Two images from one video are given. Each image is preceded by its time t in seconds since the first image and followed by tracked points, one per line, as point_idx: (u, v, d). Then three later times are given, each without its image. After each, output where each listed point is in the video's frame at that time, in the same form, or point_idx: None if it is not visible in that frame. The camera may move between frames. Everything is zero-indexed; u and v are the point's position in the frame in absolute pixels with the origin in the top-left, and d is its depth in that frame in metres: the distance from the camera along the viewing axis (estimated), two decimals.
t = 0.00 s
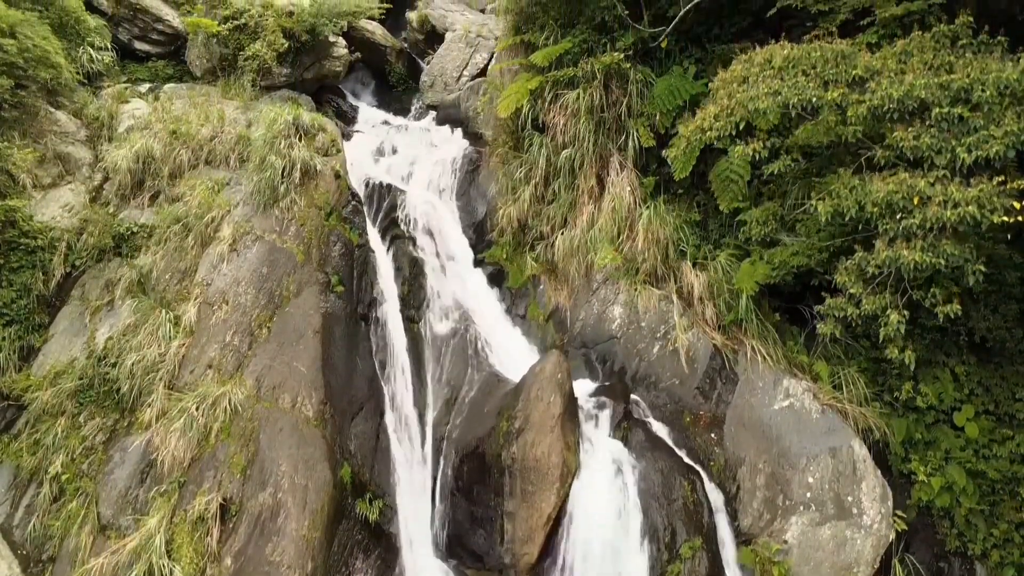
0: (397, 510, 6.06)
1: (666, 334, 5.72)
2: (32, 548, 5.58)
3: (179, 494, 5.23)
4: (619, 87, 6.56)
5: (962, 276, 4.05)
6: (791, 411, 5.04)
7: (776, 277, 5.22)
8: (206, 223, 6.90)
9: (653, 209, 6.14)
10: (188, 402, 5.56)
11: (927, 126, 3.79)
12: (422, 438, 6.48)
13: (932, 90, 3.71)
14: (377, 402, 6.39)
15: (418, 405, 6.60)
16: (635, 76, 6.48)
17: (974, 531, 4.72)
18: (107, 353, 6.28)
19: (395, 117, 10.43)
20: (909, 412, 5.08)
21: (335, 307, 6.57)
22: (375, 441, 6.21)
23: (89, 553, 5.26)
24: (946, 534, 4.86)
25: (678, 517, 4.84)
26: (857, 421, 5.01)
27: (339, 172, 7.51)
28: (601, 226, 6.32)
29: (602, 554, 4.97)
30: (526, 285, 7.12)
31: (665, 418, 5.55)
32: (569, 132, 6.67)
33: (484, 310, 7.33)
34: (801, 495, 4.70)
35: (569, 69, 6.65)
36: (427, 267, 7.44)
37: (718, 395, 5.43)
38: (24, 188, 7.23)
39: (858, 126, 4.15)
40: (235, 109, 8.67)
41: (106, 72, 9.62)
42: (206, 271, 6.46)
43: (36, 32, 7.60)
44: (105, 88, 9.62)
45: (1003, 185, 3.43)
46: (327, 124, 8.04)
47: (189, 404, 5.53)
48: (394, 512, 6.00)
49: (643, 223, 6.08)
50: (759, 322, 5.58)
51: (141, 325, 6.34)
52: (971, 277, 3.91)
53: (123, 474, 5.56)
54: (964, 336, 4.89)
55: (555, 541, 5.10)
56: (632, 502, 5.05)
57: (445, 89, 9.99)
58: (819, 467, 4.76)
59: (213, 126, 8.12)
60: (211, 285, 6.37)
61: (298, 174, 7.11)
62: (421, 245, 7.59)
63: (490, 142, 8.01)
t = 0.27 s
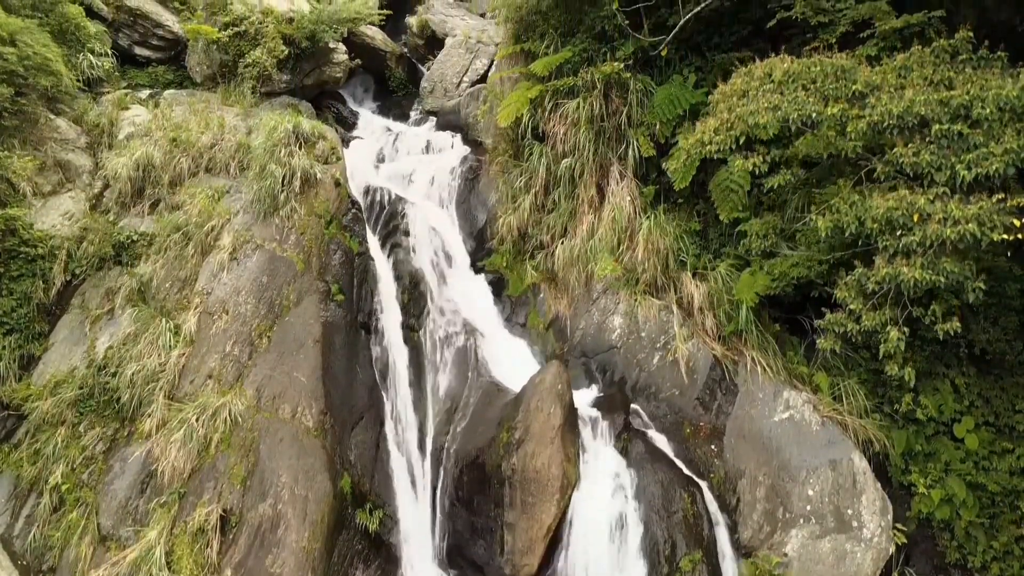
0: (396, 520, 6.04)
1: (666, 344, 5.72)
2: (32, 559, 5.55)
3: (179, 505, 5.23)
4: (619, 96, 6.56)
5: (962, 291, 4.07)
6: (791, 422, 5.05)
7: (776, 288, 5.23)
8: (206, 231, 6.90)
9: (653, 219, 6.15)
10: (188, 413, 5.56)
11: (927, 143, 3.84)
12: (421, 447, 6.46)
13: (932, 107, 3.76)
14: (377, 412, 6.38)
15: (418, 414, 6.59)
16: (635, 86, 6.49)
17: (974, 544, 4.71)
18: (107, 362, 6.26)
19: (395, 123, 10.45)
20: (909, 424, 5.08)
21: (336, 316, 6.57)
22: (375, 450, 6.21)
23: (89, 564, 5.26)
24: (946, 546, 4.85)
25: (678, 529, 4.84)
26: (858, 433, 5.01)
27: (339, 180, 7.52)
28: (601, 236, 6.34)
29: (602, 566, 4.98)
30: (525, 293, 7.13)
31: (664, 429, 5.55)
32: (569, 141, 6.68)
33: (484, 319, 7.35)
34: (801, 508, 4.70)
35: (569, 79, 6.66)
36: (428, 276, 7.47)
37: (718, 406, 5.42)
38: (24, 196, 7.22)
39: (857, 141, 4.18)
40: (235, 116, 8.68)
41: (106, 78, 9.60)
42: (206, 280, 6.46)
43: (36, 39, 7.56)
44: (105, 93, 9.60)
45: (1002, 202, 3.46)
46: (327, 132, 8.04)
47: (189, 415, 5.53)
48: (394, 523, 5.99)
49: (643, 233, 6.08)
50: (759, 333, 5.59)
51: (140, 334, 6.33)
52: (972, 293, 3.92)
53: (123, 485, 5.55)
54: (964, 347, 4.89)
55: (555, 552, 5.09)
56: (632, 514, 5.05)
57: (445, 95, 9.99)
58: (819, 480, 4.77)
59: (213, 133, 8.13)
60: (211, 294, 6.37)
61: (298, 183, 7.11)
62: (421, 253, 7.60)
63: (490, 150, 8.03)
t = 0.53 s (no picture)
0: (396, 533, 6.04)
1: (666, 357, 5.73)
2: (31, 572, 5.53)
3: (179, 519, 5.23)
4: (619, 107, 6.58)
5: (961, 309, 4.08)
6: (790, 438, 5.06)
7: (778, 303, 5.18)
8: (206, 242, 6.90)
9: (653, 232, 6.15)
10: (189, 426, 5.57)
11: (927, 164, 3.87)
12: (421, 459, 6.47)
13: (932, 127, 3.79)
14: (377, 423, 6.41)
15: (418, 426, 6.62)
16: (635, 97, 6.50)
17: (974, 559, 4.67)
18: (107, 373, 6.24)
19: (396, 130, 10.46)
20: (909, 438, 5.08)
21: (336, 327, 6.59)
22: (375, 462, 6.23)
23: None
24: (945, 562, 4.80)
25: (678, 545, 4.84)
26: (858, 449, 5.01)
27: (339, 191, 7.53)
28: (601, 248, 6.35)
29: None
30: (525, 303, 7.15)
31: (665, 443, 5.56)
32: (569, 153, 6.69)
33: (483, 330, 7.38)
34: (801, 524, 4.70)
35: (569, 91, 6.67)
36: (427, 286, 7.50)
37: (718, 420, 5.42)
38: (24, 206, 7.21)
39: (857, 163, 4.22)
40: (235, 125, 8.70)
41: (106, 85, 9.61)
42: (206, 291, 6.46)
43: (35, 49, 7.54)
44: (105, 101, 9.59)
45: (1001, 225, 3.50)
46: (327, 142, 8.06)
47: (190, 428, 5.54)
48: (394, 535, 5.99)
49: (643, 248, 6.08)
50: (758, 348, 5.60)
51: (140, 346, 6.30)
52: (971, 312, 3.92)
53: (122, 498, 5.53)
54: (963, 362, 4.90)
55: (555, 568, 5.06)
56: (632, 529, 5.05)
57: (445, 103, 9.99)
58: (818, 496, 4.78)
59: (214, 143, 8.14)
60: (211, 306, 6.37)
61: (298, 193, 7.11)
62: (421, 263, 7.63)
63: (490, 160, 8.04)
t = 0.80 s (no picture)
0: (395, 544, 6.06)
1: (665, 369, 5.73)
2: None
3: (179, 532, 5.23)
4: (618, 118, 6.59)
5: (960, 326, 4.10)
6: (790, 451, 5.05)
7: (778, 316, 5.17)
8: (206, 252, 6.89)
9: (653, 244, 6.16)
10: (189, 438, 5.57)
11: (926, 183, 3.92)
12: (421, 470, 6.49)
13: (930, 146, 3.83)
14: (377, 434, 6.42)
15: (418, 436, 6.64)
16: (635, 108, 6.50)
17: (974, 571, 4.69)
18: (107, 384, 6.25)
19: (396, 137, 10.49)
20: (908, 451, 5.05)
21: (336, 337, 6.60)
22: (375, 473, 6.24)
23: None
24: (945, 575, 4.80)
25: (678, 560, 4.85)
26: (858, 464, 4.98)
27: (339, 200, 7.53)
28: (601, 259, 6.36)
29: None
30: (525, 313, 7.17)
31: (664, 455, 5.57)
32: (569, 164, 6.71)
33: (483, 341, 7.44)
34: (801, 539, 4.69)
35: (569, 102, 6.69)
36: (427, 295, 7.51)
37: (718, 433, 5.42)
38: (24, 216, 7.21)
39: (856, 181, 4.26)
40: (235, 133, 8.71)
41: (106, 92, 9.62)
42: (206, 301, 6.45)
43: (35, 57, 7.52)
44: (105, 108, 9.60)
45: (1001, 244, 3.53)
46: (327, 151, 8.07)
47: (189, 440, 5.54)
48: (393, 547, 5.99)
49: (643, 259, 6.08)
50: (758, 360, 5.61)
51: (140, 357, 6.30)
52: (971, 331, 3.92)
53: (122, 510, 5.52)
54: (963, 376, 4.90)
55: None
56: (632, 544, 5.04)
57: (445, 110, 9.98)
58: (818, 511, 4.77)
59: (214, 151, 8.15)
60: (211, 317, 6.37)
61: (298, 203, 7.11)
62: (421, 272, 7.63)
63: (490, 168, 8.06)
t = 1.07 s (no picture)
0: (394, 555, 6.01)
1: (665, 379, 5.73)
2: None
3: (178, 543, 5.23)
4: (618, 127, 6.60)
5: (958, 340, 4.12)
6: (789, 463, 5.04)
7: (778, 326, 5.16)
8: (206, 260, 6.89)
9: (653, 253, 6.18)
10: (189, 448, 5.57)
11: (925, 200, 3.97)
12: (422, 478, 6.54)
13: (930, 162, 3.89)
14: (377, 443, 6.41)
15: (418, 445, 6.67)
16: (635, 117, 6.51)
17: None
18: (107, 394, 6.25)
19: (394, 142, 10.52)
20: (908, 461, 5.05)
21: (335, 345, 6.60)
22: (375, 482, 6.23)
23: None
24: None
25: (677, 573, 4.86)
26: (858, 475, 4.99)
27: (339, 209, 7.54)
28: (601, 269, 6.37)
29: None
30: (525, 322, 7.20)
31: (664, 466, 5.59)
32: (569, 173, 6.72)
33: (484, 350, 7.46)
34: (800, 552, 4.68)
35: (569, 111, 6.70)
36: (428, 304, 7.52)
37: (718, 445, 5.45)
38: (24, 224, 7.21)
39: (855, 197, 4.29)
40: (235, 140, 8.72)
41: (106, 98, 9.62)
42: (206, 310, 6.46)
43: (35, 65, 7.52)
44: (105, 114, 9.59)
45: (1000, 262, 3.56)
46: (327, 158, 8.07)
47: (189, 451, 5.54)
48: (392, 556, 5.97)
49: (643, 268, 6.10)
50: (758, 371, 5.61)
51: (140, 366, 6.32)
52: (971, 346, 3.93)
53: (122, 520, 5.51)
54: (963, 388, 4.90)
55: None
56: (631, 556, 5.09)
57: (445, 116, 10.02)
58: (818, 523, 4.74)
59: (214, 159, 8.16)
60: (211, 326, 6.37)
61: (298, 212, 7.12)
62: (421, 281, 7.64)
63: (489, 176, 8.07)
